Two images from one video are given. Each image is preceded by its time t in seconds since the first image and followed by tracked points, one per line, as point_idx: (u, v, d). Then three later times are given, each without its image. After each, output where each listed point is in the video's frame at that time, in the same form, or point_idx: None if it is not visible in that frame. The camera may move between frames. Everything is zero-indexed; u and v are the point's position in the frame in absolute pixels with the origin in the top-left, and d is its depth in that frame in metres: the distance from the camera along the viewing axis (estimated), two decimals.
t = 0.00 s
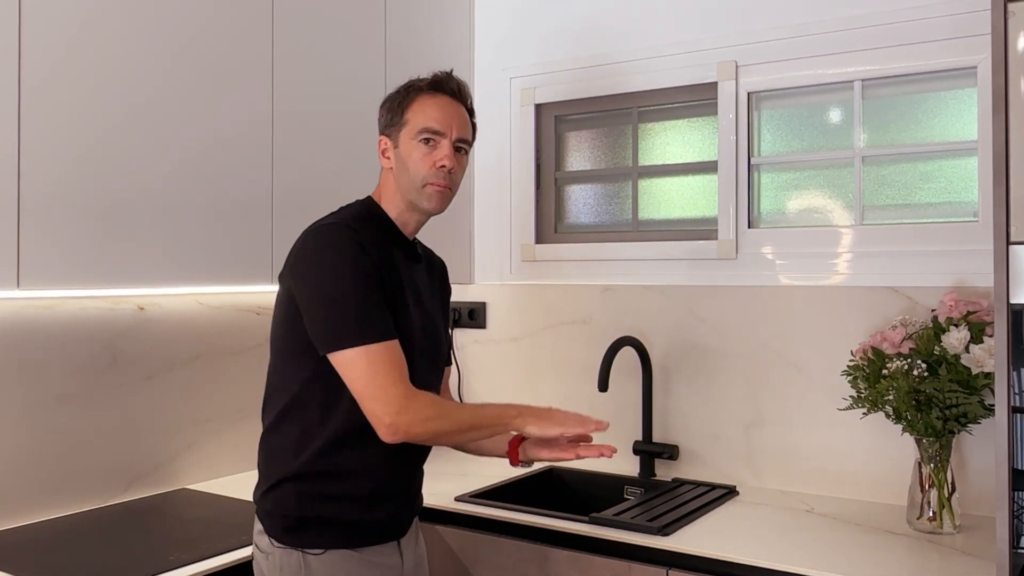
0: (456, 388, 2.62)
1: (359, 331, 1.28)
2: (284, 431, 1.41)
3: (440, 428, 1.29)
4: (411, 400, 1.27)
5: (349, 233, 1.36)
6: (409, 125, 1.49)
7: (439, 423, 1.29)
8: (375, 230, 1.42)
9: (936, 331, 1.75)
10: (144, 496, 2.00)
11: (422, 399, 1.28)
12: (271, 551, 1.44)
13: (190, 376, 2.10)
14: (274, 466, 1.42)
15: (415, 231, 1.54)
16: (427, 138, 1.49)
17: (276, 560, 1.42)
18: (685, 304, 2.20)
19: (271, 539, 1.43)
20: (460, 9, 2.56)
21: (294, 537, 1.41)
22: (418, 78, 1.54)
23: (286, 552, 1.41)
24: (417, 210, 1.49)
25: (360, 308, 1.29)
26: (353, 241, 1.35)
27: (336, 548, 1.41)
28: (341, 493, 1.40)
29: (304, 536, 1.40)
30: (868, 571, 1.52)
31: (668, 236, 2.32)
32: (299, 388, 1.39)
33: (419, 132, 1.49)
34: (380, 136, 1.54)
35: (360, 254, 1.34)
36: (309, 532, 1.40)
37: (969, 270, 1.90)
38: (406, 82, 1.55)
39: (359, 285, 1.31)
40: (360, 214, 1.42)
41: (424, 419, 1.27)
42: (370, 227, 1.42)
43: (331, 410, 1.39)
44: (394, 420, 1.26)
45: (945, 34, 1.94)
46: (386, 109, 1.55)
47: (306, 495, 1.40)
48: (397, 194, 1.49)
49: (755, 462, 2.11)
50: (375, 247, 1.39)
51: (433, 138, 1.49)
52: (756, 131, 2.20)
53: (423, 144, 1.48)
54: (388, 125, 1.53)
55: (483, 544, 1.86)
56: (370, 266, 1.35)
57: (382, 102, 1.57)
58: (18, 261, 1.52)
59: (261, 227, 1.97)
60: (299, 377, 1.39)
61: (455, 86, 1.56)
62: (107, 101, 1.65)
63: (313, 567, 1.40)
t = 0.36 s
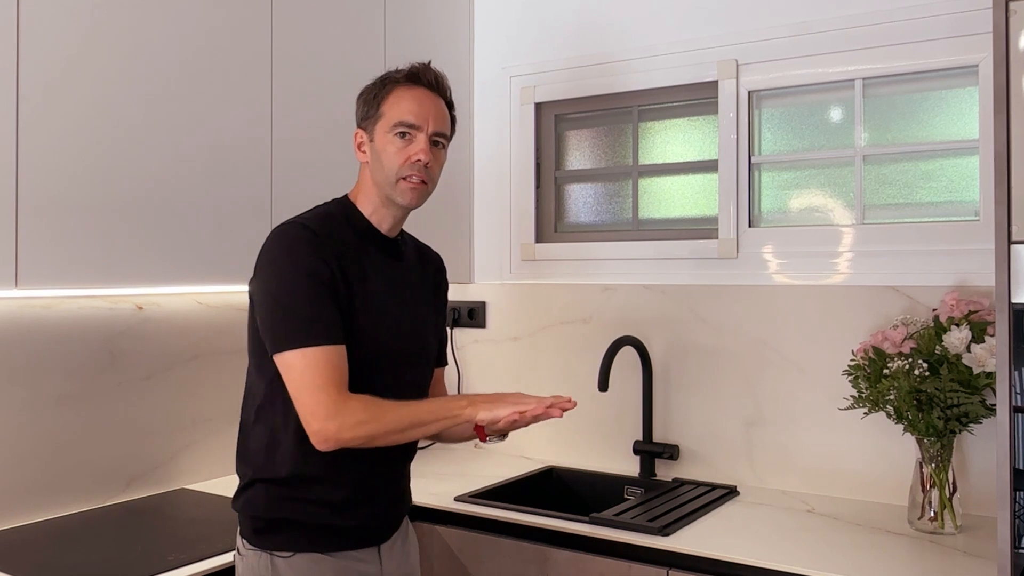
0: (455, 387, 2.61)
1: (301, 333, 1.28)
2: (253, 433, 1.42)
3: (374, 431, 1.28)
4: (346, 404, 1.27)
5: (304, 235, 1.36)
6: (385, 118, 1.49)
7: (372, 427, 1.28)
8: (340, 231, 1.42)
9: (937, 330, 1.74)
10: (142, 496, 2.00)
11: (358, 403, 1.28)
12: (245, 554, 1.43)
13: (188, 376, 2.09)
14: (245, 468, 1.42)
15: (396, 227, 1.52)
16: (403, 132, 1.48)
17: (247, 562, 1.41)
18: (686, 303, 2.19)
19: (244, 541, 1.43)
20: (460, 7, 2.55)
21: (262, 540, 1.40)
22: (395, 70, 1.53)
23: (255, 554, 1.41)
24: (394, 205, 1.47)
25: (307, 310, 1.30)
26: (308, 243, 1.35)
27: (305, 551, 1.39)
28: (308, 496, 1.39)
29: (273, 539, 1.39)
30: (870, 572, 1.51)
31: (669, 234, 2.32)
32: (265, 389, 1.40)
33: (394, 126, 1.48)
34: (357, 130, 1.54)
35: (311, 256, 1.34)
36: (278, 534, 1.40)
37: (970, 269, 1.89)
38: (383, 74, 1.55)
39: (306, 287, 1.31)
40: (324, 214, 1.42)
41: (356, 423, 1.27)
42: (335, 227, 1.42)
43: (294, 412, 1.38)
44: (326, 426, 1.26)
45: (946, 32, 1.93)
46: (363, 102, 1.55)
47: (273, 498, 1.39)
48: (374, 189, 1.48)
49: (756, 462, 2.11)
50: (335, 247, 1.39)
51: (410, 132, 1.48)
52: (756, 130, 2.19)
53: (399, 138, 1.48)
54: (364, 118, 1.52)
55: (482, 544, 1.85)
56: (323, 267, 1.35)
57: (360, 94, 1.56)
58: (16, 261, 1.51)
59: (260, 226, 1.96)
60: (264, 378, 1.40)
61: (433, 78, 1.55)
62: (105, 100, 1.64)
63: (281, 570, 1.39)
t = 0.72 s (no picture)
0: (455, 386, 2.60)
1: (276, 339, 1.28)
2: (237, 434, 1.41)
3: (347, 441, 1.27)
4: (319, 411, 1.27)
5: (281, 239, 1.36)
6: (366, 115, 1.47)
7: (345, 437, 1.27)
8: (318, 232, 1.41)
9: (938, 330, 1.74)
10: (141, 496, 1.99)
11: (331, 411, 1.28)
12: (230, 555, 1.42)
13: (187, 375, 2.08)
14: (229, 469, 1.42)
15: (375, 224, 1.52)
16: (384, 130, 1.46)
17: (232, 564, 1.41)
18: (686, 303, 2.19)
19: (228, 542, 1.42)
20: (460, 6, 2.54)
21: (246, 542, 1.39)
22: (378, 64, 1.50)
23: (239, 556, 1.40)
24: (372, 205, 1.46)
25: (283, 316, 1.30)
26: (284, 247, 1.35)
27: (288, 553, 1.39)
28: (292, 497, 1.38)
29: (256, 541, 1.39)
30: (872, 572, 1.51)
31: (669, 233, 2.31)
32: (246, 390, 1.40)
33: (375, 124, 1.46)
34: (339, 125, 1.52)
35: (286, 260, 1.34)
36: (261, 536, 1.39)
37: (973, 269, 1.88)
38: (365, 68, 1.52)
39: (282, 292, 1.31)
40: (302, 215, 1.42)
41: (328, 432, 1.27)
42: (313, 228, 1.41)
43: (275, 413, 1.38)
44: (299, 434, 1.26)
45: (947, 31, 1.92)
46: (344, 95, 1.52)
47: (256, 499, 1.38)
48: (353, 188, 1.46)
49: (756, 462, 2.10)
50: (313, 249, 1.38)
51: (389, 130, 1.46)
52: (757, 128, 2.18)
53: (379, 136, 1.45)
54: (345, 113, 1.50)
55: (481, 544, 1.84)
56: (300, 271, 1.35)
57: (343, 86, 1.53)
58: (15, 260, 1.51)
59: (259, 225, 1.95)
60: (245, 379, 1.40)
61: (416, 75, 1.52)
62: (103, 98, 1.64)
63: (265, 572, 1.39)
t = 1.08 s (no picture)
0: (454, 386, 2.60)
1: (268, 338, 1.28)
2: (234, 434, 1.41)
3: (339, 437, 1.26)
4: (311, 408, 1.26)
5: (272, 237, 1.35)
6: (349, 112, 1.46)
7: (337, 434, 1.26)
8: (309, 230, 1.41)
9: (940, 329, 1.73)
10: (139, 497, 1.98)
11: (323, 408, 1.27)
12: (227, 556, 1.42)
13: (186, 375, 2.08)
14: (226, 470, 1.41)
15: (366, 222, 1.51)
16: (367, 125, 1.45)
17: (230, 565, 1.40)
18: (686, 302, 2.18)
19: (226, 544, 1.41)
20: (459, 5, 2.54)
21: (244, 543, 1.38)
22: (359, 60, 1.49)
23: (237, 557, 1.39)
24: (359, 202, 1.45)
25: (275, 314, 1.29)
26: (275, 245, 1.34)
27: (287, 553, 1.38)
28: (290, 498, 1.38)
29: (255, 542, 1.38)
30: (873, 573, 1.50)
31: (669, 232, 2.31)
32: (239, 390, 1.39)
33: (358, 120, 1.45)
34: (324, 124, 1.52)
35: (277, 258, 1.33)
36: (259, 537, 1.38)
37: (974, 268, 1.88)
38: (348, 65, 1.51)
39: (273, 291, 1.30)
40: (292, 214, 1.41)
41: (320, 429, 1.26)
42: (304, 226, 1.40)
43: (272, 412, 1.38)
44: (291, 430, 1.25)
45: (949, 29, 1.92)
46: (329, 94, 1.51)
47: (254, 500, 1.37)
48: (340, 186, 1.46)
49: (757, 462, 2.09)
50: (303, 248, 1.38)
51: (373, 125, 1.45)
52: (757, 127, 2.18)
53: (363, 132, 1.44)
54: (329, 112, 1.49)
55: (481, 544, 1.84)
56: (291, 269, 1.34)
57: (327, 84, 1.53)
58: (13, 259, 1.50)
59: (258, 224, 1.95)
60: (238, 379, 1.39)
61: (398, 68, 1.51)
62: (101, 97, 1.63)
63: (262, 572, 1.38)
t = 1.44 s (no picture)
0: (454, 385, 2.59)
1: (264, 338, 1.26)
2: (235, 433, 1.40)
3: (288, 417, 1.21)
4: (263, 396, 1.23)
5: (266, 238, 1.35)
6: (336, 111, 1.46)
7: (285, 414, 1.21)
8: (304, 230, 1.40)
9: (941, 329, 1.73)
10: (138, 496, 1.98)
11: (274, 393, 1.23)
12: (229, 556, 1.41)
13: (185, 374, 2.07)
14: (226, 469, 1.41)
15: (371, 220, 1.49)
16: (355, 121, 1.44)
17: (230, 565, 1.39)
18: (687, 302, 2.18)
19: (227, 543, 1.41)
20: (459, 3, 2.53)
21: (244, 543, 1.38)
22: (343, 61, 1.50)
23: (237, 557, 1.39)
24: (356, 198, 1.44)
25: (267, 313, 1.28)
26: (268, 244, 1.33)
27: (287, 554, 1.37)
28: (291, 498, 1.37)
29: (255, 542, 1.37)
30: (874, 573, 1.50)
31: (669, 231, 2.30)
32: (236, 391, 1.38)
33: (345, 117, 1.45)
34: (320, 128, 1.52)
35: (268, 258, 1.32)
36: (259, 537, 1.37)
37: (975, 268, 1.87)
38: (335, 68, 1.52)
39: (262, 291, 1.29)
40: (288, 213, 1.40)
41: (270, 415, 1.21)
42: (300, 225, 1.40)
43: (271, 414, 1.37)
44: (251, 427, 1.23)
45: (951, 27, 1.91)
46: (321, 98, 1.52)
47: (254, 500, 1.37)
48: (336, 185, 1.45)
49: (757, 461, 2.09)
50: (298, 247, 1.37)
51: (360, 121, 1.44)
52: (758, 126, 2.17)
53: (351, 128, 1.44)
54: (322, 114, 1.50)
55: (481, 545, 1.83)
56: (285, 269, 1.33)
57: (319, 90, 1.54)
58: (10, 259, 1.49)
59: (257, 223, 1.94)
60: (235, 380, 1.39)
61: (381, 61, 1.50)
62: (99, 95, 1.62)
63: (262, 573, 1.37)
